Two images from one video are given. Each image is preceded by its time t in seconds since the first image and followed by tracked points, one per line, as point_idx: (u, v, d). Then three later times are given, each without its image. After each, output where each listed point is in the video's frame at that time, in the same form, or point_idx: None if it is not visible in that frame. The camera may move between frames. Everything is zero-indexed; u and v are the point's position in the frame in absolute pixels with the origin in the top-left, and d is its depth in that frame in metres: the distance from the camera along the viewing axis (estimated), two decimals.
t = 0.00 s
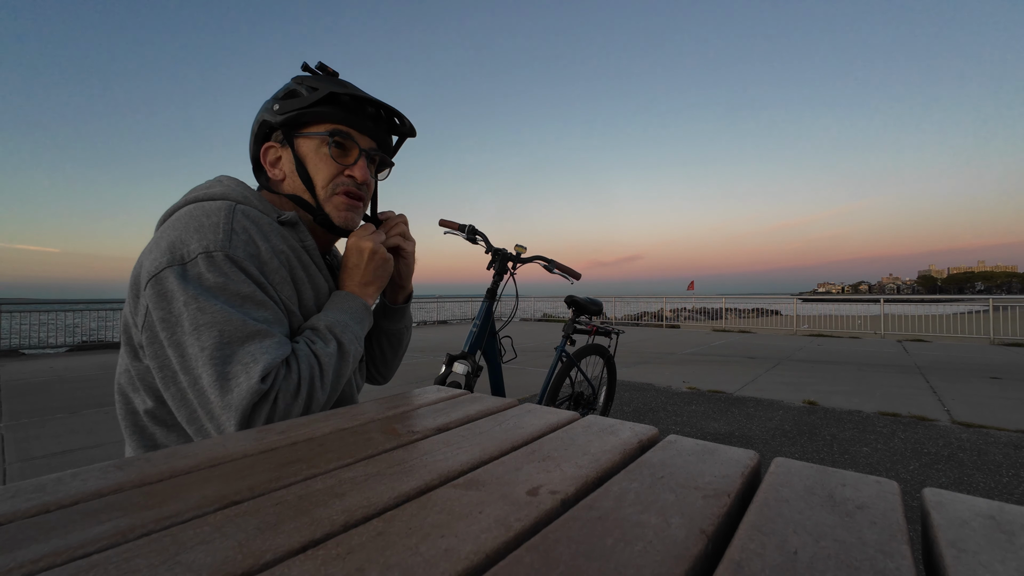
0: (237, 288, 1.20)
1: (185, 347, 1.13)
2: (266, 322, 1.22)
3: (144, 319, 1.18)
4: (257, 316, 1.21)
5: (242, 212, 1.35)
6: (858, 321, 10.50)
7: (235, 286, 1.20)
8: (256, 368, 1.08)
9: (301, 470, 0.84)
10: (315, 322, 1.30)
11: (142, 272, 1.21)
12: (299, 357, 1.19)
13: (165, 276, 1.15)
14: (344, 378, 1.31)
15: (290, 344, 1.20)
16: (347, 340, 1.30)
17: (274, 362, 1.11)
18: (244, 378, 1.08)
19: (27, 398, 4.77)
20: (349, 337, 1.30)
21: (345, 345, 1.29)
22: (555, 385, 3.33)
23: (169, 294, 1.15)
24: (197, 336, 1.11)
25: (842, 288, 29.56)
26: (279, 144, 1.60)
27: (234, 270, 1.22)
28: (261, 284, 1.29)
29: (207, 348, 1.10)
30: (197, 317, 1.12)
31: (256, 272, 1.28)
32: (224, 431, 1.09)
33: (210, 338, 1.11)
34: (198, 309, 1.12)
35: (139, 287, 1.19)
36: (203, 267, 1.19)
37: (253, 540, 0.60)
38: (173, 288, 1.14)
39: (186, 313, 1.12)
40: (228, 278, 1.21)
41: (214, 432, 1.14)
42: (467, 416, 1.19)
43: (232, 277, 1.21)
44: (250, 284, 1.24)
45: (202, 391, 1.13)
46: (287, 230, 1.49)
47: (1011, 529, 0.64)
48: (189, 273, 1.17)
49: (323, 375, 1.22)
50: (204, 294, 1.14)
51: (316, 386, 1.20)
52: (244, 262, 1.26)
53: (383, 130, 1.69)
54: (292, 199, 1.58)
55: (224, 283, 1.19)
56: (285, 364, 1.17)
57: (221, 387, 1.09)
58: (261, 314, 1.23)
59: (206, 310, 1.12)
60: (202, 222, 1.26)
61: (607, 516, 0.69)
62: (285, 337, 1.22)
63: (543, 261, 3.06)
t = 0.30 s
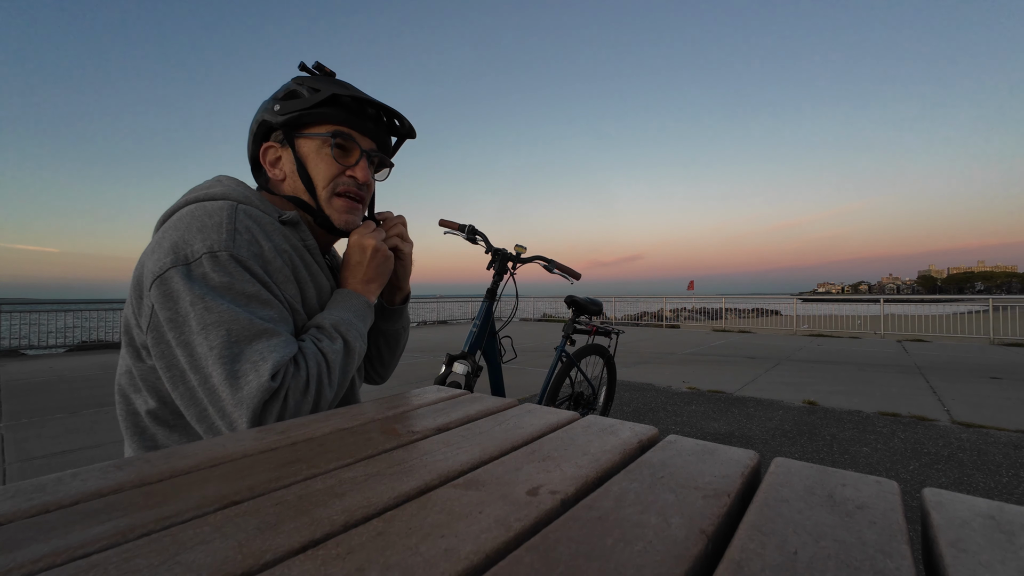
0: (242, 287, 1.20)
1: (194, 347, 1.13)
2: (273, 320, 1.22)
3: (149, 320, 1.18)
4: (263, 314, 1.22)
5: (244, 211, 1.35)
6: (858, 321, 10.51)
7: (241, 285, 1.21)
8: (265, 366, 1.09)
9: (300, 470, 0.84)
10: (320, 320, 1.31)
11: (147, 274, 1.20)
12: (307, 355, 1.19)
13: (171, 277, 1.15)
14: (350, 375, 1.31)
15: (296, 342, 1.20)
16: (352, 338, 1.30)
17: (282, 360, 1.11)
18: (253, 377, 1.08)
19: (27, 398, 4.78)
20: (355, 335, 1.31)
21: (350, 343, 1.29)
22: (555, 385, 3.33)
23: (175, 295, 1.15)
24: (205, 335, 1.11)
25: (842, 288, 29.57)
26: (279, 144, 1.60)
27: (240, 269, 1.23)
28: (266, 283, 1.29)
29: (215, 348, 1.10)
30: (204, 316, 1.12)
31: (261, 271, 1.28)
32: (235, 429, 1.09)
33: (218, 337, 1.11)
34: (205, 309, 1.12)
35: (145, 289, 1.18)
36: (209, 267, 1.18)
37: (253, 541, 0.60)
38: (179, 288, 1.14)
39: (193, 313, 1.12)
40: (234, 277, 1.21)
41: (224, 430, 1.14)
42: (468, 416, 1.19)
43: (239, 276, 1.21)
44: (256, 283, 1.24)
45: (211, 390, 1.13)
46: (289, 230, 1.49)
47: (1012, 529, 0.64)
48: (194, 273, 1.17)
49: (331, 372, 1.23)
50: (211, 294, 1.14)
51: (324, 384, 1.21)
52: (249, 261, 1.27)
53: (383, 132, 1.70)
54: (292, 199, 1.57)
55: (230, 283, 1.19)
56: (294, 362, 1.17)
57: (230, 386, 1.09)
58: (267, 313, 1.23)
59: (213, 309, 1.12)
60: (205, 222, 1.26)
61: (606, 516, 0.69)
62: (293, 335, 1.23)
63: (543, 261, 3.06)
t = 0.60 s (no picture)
0: (238, 288, 1.20)
1: (189, 348, 1.12)
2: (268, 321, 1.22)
3: (145, 321, 1.18)
4: (259, 315, 1.22)
5: (240, 212, 1.35)
6: (858, 321, 10.51)
7: (236, 286, 1.20)
8: (260, 367, 1.08)
9: (300, 470, 0.83)
10: (316, 321, 1.31)
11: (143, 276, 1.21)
12: (302, 356, 1.19)
13: (166, 278, 1.15)
14: (347, 375, 1.31)
15: (291, 343, 1.20)
16: (349, 339, 1.30)
17: (277, 361, 1.11)
18: (248, 378, 1.08)
19: (27, 398, 4.78)
20: (351, 335, 1.31)
21: (347, 344, 1.29)
22: (555, 385, 3.33)
23: (170, 295, 1.15)
24: (200, 336, 1.11)
25: (842, 287, 29.59)
26: (276, 143, 1.59)
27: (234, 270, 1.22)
28: (262, 284, 1.29)
29: (210, 349, 1.09)
30: (199, 317, 1.12)
31: (256, 272, 1.28)
32: (232, 430, 1.09)
33: (213, 338, 1.10)
34: (200, 310, 1.12)
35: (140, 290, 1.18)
36: (204, 267, 1.18)
37: (253, 541, 0.60)
38: (174, 289, 1.14)
39: (188, 315, 1.12)
40: (229, 278, 1.20)
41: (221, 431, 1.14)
42: (468, 416, 1.19)
43: (234, 277, 1.21)
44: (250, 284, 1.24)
45: (207, 391, 1.13)
46: (285, 231, 1.49)
47: (1012, 529, 0.64)
48: (189, 274, 1.17)
49: (326, 373, 1.22)
50: (205, 296, 1.14)
51: (320, 385, 1.20)
52: (244, 262, 1.26)
53: (381, 132, 1.70)
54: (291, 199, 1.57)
55: (225, 284, 1.19)
56: (289, 362, 1.17)
57: (225, 387, 1.08)
58: (262, 314, 1.22)
59: (208, 310, 1.12)
60: (201, 223, 1.26)
61: (606, 515, 0.69)
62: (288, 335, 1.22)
63: (543, 261, 3.06)
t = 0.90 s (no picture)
0: (219, 295, 1.19)
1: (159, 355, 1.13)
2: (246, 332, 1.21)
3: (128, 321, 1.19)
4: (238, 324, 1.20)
5: (236, 217, 1.35)
6: (858, 321, 10.50)
7: (218, 292, 1.19)
8: (215, 381, 1.08)
9: (300, 470, 0.83)
10: (301, 335, 1.27)
11: (133, 273, 1.22)
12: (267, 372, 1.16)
13: (150, 280, 1.15)
14: (323, 395, 1.26)
15: (262, 358, 1.18)
16: (330, 358, 1.24)
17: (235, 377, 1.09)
18: (203, 392, 1.08)
19: (27, 398, 4.78)
20: (333, 355, 1.25)
21: (328, 363, 1.24)
22: (555, 385, 3.33)
23: (150, 299, 1.15)
24: (168, 345, 1.10)
25: (842, 287, 29.58)
26: (272, 146, 1.56)
27: (220, 276, 1.21)
28: (246, 291, 1.27)
29: (174, 357, 1.09)
30: (170, 324, 1.11)
31: (242, 279, 1.27)
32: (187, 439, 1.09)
33: (178, 347, 1.09)
34: (172, 317, 1.11)
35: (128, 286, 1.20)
36: (187, 272, 1.18)
37: (253, 541, 0.60)
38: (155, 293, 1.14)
39: (161, 320, 1.12)
40: (211, 284, 1.19)
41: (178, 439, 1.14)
42: (468, 416, 1.19)
43: (216, 283, 1.20)
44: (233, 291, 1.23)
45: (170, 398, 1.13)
46: (282, 235, 1.49)
47: (1011, 528, 0.64)
48: (174, 277, 1.17)
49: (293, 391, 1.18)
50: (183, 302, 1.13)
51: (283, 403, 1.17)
52: (232, 267, 1.25)
53: (374, 129, 1.70)
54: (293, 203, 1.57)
55: (207, 290, 1.18)
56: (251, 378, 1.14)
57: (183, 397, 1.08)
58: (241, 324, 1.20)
59: (178, 318, 1.11)
60: (194, 227, 1.26)
61: (606, 515, 0.69)
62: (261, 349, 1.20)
63: (543, 261, 3.07)
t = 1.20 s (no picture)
0: (202, 296, 1.15)
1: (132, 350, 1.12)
2: (221, 336, 1.15)
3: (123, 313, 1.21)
4: (216, 326, 1.15)
5: (234, 216, 1.33)
6: (858, 321, 10.50)
7: (197, 290, 1.14)
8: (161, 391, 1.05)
9: (300, 470, 0.83)
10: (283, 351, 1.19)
11: (134, 265, 1.23)
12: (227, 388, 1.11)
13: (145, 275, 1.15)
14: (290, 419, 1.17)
15: (226, 368, 1.12)
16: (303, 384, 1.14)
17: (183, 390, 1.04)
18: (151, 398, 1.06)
19: (26, 398, 4.78)
20: (308, 381, 1.14)
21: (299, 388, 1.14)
22: (555, 385, 3.33)
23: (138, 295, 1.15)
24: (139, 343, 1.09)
25: (842, 287, 29.62)
26: (261, 149, 1.55)
27: (210, 274, 1.18)
28: (234, 292, 1.23)
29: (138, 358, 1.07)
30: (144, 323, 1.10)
31: (233, 279, 1.23)
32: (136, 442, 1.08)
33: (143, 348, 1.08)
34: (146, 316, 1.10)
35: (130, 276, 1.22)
36: (174, 267, 1.15)
37: (253, 541, 0.60)
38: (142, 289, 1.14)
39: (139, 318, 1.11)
40: (197, 281, 1.15)
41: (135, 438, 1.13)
42: (468, 416, 1.19)
43: (202, 281, 1.16)
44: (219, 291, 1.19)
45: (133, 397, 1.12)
46: (282, 233, 1.49)
47: (1011, 529, 0.64)
48: (164, 273, 1.15)
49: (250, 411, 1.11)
50: (166, 299, 1.11)
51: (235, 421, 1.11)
52: (225, 266, 1.22)
53: (361, 123, 1.70)
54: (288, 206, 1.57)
55: (191, 287, 1.14)
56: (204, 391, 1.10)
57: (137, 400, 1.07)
58: (219, 329, 1.16)
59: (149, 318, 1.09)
60: (192, 226, 1.26)
61: (607, 516, 0.69)
62: (230, 358, 1.14)
63: (543, 261, 3.06)
